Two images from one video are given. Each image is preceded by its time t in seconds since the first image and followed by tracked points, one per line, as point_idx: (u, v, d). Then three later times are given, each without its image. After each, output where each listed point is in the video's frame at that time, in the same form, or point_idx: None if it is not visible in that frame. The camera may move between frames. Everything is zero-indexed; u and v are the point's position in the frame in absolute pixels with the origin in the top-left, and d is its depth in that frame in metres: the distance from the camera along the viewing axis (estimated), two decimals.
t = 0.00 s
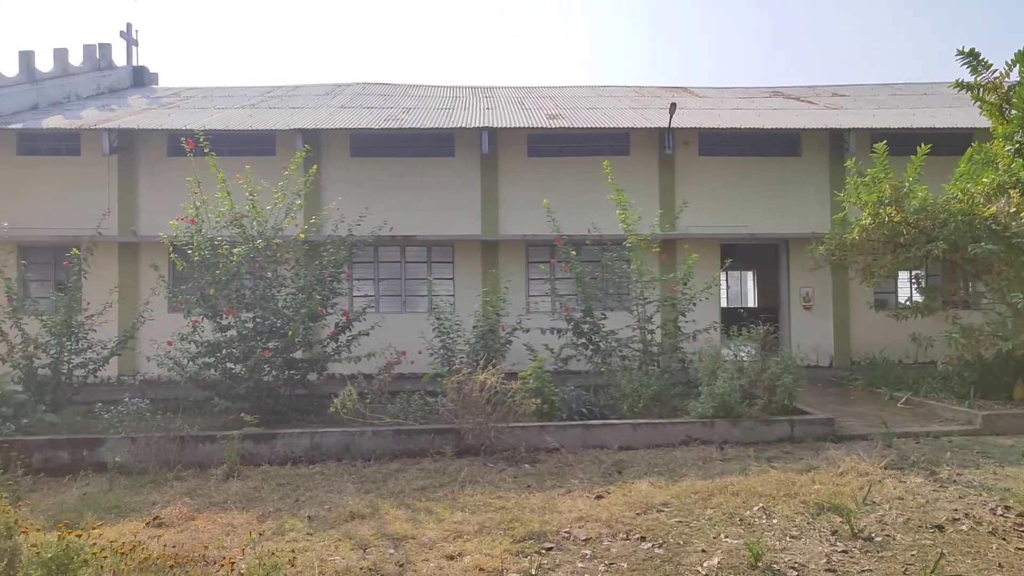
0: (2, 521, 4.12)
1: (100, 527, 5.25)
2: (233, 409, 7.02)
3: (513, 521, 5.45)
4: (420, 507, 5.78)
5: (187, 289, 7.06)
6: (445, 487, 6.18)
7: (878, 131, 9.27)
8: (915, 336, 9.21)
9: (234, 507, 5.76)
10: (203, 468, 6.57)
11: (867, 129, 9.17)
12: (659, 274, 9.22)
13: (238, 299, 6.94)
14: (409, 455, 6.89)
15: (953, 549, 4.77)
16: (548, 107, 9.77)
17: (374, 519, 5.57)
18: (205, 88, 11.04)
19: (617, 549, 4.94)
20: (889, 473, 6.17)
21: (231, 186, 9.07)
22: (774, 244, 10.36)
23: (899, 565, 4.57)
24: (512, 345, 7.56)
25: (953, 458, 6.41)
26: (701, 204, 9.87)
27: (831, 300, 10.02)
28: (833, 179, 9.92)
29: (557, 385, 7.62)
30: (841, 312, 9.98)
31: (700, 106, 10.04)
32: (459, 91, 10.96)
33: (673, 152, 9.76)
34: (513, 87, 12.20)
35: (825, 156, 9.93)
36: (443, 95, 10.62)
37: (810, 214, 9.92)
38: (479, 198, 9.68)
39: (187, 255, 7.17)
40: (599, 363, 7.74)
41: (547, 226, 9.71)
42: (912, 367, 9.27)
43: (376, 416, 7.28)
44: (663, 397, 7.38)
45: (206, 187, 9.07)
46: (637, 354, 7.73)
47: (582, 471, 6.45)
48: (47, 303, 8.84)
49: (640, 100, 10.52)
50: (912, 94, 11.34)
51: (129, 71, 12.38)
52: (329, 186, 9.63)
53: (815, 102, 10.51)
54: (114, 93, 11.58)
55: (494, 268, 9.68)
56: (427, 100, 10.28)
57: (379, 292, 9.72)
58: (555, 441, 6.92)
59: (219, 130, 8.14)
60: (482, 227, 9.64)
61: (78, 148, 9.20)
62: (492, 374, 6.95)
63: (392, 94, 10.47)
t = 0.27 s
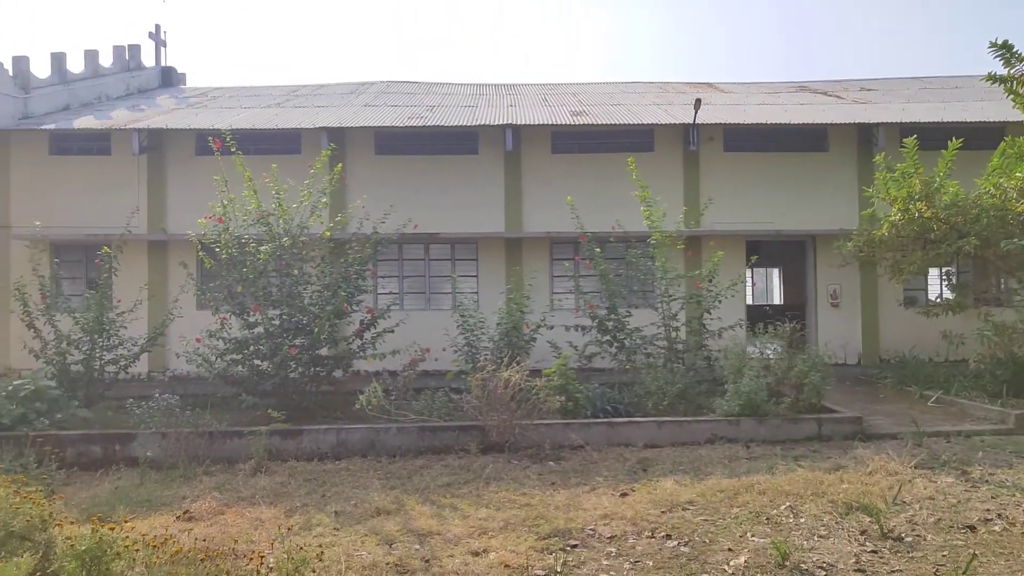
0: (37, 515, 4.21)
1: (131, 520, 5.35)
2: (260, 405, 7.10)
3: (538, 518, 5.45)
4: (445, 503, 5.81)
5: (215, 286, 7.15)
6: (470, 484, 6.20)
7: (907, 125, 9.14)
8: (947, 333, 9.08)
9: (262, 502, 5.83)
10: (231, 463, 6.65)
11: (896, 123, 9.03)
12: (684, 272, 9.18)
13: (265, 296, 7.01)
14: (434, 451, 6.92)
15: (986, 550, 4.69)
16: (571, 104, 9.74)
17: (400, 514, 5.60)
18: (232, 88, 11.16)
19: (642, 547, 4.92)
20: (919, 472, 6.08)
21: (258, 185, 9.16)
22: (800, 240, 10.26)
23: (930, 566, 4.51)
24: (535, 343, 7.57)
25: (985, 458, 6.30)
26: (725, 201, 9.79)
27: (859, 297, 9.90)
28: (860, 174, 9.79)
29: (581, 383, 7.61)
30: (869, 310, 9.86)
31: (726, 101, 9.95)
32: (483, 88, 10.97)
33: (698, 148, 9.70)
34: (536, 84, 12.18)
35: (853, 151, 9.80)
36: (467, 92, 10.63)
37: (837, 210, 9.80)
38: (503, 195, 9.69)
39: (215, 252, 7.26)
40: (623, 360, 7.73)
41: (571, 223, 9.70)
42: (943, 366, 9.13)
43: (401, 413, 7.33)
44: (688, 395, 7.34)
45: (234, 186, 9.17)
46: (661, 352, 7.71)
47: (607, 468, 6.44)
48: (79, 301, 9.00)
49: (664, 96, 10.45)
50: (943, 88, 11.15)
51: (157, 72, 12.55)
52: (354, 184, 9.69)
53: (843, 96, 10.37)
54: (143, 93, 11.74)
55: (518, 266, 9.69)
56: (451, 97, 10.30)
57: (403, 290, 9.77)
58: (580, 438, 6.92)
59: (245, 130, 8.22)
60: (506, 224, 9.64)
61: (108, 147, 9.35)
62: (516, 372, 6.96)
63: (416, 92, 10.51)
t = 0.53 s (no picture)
0: (72, 512, 4.31)
1: (163, 517, 5.43)
2: (287, 404, 7.17)
3: (564, 518, 5.45)
4: (470, 503, 5.83)
5: (243, 287, 7.23)
6: (495, 483, 6.21)
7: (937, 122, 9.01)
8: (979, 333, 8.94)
9: (290, 500, 5.89)
10: (259, 461, 6.73)
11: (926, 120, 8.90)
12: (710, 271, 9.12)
13: (291, 296, 7.08)
14: (459, 451, 6.95)
15: (1021, 554, 4.60)
16: (595, 103, 9.71)
17: (426, 514, 5.63)
18: (258, 90, 11.27)
19: (668, 548, 4.90)
20: (951, 475, 5.99)
21: (285, 186, 9.25)
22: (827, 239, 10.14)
23: (963, 570, 4.43)
24: (560, 343, 7.57)
25: (1020, 461, 6.18)
26: (751, 200, 9.71)
27: (889, 297, 9.77)
28: (889, 171, 9.66)
29: (606, 383, 7.59)
30: (899, 309, 9.73)
31: (751, 99, 9.87)
32: (506, 88, 10.97)
33: (723, 146, 9.63)
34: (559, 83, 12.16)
35: (882, 148, 9.67)
36: (490, 92, 10.65)
37: (865, 208, 9.68)
38: (527, 195, 9.69)
39: (243, 253, 7.35)
40: (648, 360, 7.71)
41: (595, 223, 9.68)
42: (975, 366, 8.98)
43: (426, 412, 7.36)
44: (714, 395, 7.29)
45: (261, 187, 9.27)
46: (687, 352, 7.67)
47: (632, 469, 6.41)
48: (111, 301, 9.16)
49: (688, 94, 10.39)
50: (974, 83, 10.96)
51: (186, 76, 12.71)
52: (379, 185, 9.75)
53: (871, 93, 10.24)
54: (172, 97, 11.90)
55: (542, 265, 9.69)
56: (474, 98, 10.32)
57: (428, 290, 9.80)
58: (605, 439, 6.91)
59: (272, 131, 8.31)
60: (530, 224, 9.65)
61: (138, 150, 9.50)
62: (541, 371, 6.97)
63: (440, 92, 10.54)
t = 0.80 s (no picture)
0: (104, 509, 4.41)
1: (192, 515, 5.50)
2: (313, 404, 7.23)
3: (589, 520, 5.43)
4: (495, 504, 5.83)
5: (270, 288, 7.31)
6: (520, 485, 6.21)
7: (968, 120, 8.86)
8: (1013, 335, 8.79)
9: (316, 500, 5.93)
10: (285, 461, 6.78)
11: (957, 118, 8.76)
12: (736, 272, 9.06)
13: (317, 297, 7.13)
14: (483, 452, 6.95)
15: None
16: (619, 104, 9.68)
17: (451, 514, 5.64)
18: (284, 94, 11.39)
19: (695, 551, 4.86)
20: (984, 479, 5.88)
21: (311, 188, 9.33)
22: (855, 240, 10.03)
23: None
24: (584, 344, 7.56)
25: None
26: (776, 200, 9.63)
27: (918, 298, 9.64)
28: (919, 171, 9.52)
29: (631, 385, 7.57)
30: (929, 311, 9.59)
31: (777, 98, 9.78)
32: (530, 90, 10.98)
33: (749, 146, 9.56)
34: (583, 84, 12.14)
35: (912, 147, 9.54)
36: (514, 94, 10.66)
37: (893, 208, 9.55)
38: (551, 197, 9.68)
39: (270, 255, 7.42)
40: (673, 362, 7.67)
41: (620, 224, 9.65)
42: (1008, 369, 8.82)
43: (451, 413, 7.38)
44: (740, 398, 7.24)
45: (287, 189, 9.36)
46: (712, 353, 7.62)
47: (658, 471, 6.38)
48: (141, 302, 9.30)
49: (713, 94, 10.32)
50: (1007, 81, 10.76)
51: (214, 80, 12.87)
52: (404, 187, 9.80)
53: (899, 92, 10.10)
54: (201, 101, 12.06)
55: (566, 267, 9.68)
56: (498, 99, 10.34)
57: (452, 291, 9.83)
58: (630, 441, 6.88)
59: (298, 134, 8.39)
60: (554, 225, 9.64)
61: (167, 153, 9.64)
62: (566, 373, 6.96)
63: (464, 94, 10.57)
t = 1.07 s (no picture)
0: (135, 507, 4.48)
1: (220, 513, 5.57)
2: (338, 404, 7.29)
3: (613, 521, 5.42)
4: (519, 505, 5.84)
5: (296, 289, 7.38)
6: (543, 486, 6.21)
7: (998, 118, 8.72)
8: None
9: (342, 499, 5.98)
10: (311, 460, 6.84)
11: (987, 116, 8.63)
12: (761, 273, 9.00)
13: (341, 299, 7.19)
14: (507, 452, 6.97)
15: None
16: (642, 104, 9.64)
17: (475, 515, 5.66)
18: (308, 96, 11.49)
19: (720, 554, 4.83)
20: (1016, 483, 5.78)
21: (335, 190, 9.41)
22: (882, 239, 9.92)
23: None
24: (607, 345, 7.56)
25: None
26: (801, 200, 9.55)
27: (947, 299, 9.52)
28: (948, 169, 9.40)
29: (655, 386, 7.55)
30: (959, 311, 9.47)
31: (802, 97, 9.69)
32: (552, 90, 10.98)
33: (774, 146, 9.49)
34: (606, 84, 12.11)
35: (941, 145, 9.42)
36: (537, 95, 10.67)
37: (920, 208, 9.43)
38: (573, 198, 9.68)
39: (296, 256, 7.50)
40: (697, 363, 7.63)
41: (643, 225, 9.62)
42: None
43: (474, 414, 7.41)
44: (765, 399, 7.19)
45: (312, 191, 9.44)
46: (736, 355, 7.58)
47: (682, 473, 6.35)
48: (169, 303, 9.44)
49: (737, 94, 10.26)
50: None
51: (240, 83, 13.01)
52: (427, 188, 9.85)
53: (928, 89, 9.96)
54: (227, 104, 12.20)
55: (589, 268, 9.67)
56: (521, 100, 10.35)
57: (475, 292, 9.86)
58: (654, 442, 6.86)
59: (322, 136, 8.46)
60: (576, 226, 9.63)
61: (195, 156, 9.77)
62: (589, 374, 6.95)
63: (486, 95, 10.60)
